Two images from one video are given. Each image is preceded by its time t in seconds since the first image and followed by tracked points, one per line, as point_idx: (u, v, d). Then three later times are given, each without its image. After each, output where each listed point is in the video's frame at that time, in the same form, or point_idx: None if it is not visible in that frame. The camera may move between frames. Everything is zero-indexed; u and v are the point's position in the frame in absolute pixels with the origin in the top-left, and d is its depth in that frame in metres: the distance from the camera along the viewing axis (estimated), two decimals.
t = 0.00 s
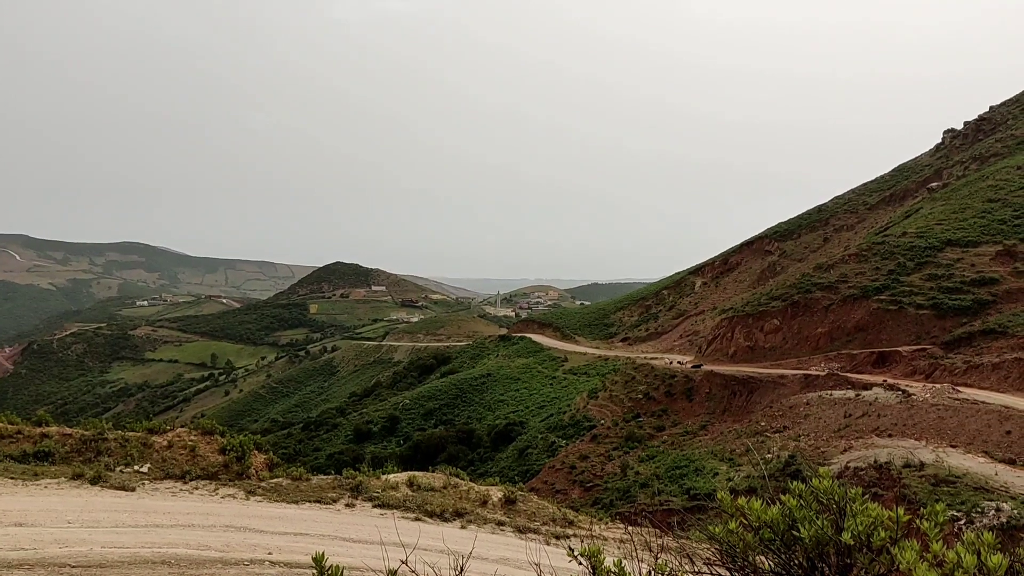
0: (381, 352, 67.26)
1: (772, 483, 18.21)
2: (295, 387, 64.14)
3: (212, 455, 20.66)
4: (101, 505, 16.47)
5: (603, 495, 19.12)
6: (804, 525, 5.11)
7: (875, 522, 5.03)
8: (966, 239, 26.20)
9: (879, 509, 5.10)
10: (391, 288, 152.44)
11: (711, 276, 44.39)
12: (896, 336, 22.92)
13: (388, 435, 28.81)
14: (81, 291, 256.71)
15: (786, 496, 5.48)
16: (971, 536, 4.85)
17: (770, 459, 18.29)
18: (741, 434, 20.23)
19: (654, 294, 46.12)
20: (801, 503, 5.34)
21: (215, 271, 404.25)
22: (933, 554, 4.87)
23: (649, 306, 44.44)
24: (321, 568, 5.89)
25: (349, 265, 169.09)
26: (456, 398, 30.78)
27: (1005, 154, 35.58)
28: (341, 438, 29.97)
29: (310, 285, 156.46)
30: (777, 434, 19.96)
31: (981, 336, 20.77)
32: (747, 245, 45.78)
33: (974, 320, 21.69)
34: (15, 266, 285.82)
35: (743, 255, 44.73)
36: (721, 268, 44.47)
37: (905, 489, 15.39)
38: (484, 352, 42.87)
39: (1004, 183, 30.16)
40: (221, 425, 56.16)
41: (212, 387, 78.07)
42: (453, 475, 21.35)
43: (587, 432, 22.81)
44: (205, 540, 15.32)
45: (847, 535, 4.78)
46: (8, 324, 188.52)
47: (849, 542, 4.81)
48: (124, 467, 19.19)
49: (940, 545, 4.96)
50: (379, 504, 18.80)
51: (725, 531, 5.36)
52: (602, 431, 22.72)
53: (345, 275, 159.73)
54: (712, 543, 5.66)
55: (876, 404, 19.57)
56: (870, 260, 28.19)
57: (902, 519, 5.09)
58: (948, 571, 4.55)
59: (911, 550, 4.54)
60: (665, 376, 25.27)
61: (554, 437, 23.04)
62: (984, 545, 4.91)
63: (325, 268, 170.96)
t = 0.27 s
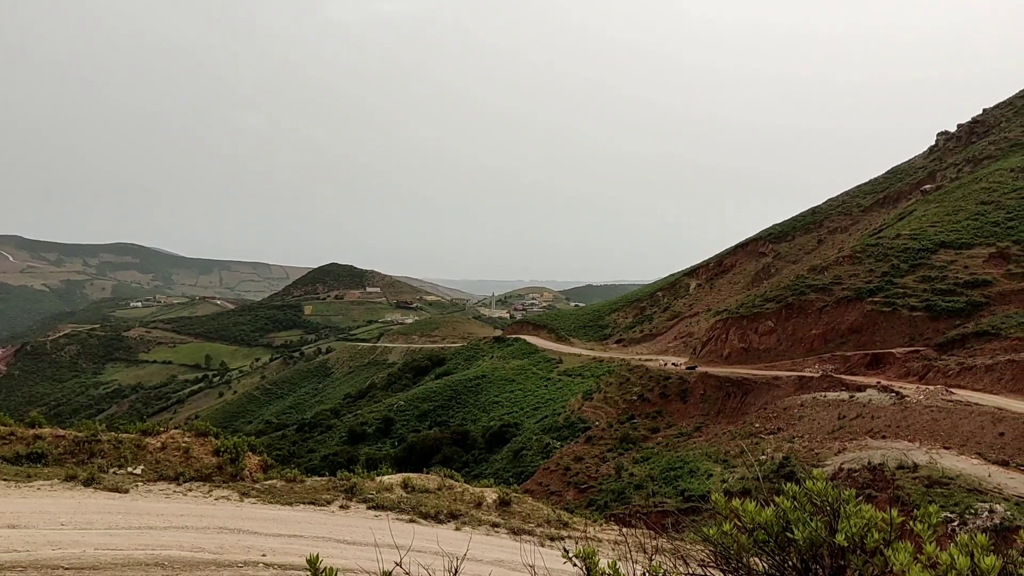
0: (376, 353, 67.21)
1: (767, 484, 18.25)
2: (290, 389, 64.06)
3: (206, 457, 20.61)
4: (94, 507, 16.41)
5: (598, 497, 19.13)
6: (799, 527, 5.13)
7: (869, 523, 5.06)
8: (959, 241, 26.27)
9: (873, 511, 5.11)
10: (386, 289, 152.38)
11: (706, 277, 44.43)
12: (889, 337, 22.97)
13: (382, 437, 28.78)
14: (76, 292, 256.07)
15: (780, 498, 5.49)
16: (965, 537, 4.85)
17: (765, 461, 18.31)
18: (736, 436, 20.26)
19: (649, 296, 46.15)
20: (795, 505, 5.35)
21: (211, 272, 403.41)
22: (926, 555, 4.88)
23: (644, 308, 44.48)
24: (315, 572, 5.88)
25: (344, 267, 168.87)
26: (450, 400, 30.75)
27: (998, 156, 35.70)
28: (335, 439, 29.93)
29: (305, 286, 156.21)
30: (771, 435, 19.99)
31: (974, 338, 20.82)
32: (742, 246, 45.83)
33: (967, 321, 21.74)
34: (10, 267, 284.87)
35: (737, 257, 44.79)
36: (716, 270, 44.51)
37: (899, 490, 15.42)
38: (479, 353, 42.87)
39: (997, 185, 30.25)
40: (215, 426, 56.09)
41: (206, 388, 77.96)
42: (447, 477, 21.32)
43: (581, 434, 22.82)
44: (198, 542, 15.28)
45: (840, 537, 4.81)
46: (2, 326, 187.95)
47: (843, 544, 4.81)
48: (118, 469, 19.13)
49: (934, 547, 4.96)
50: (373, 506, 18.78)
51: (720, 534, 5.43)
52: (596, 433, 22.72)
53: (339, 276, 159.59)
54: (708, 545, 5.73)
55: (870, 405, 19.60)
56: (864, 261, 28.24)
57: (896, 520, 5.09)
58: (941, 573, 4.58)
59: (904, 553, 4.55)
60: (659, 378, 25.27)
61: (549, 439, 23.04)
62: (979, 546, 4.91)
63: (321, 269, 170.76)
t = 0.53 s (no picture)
0: (367, 356, 67.07)
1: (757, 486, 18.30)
2: (281, 391, 63.86)
3: (195, 459, 20.52)
4: (83, 510, 16.31)
5: (589, 499, 19.13)
6: (789, 529, 5.09)
7: (859, 525, 5.04)
8: (949, 244, 26.38)
9: (863, 513, 5.08)
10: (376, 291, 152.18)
11: (697, 279, 44.52)
12: (880, 340, 23.08)
13: (373, 439, 28.70)
14: (68, 293, 254.83)
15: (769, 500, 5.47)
16: (956, 539, 4.83)
17: (755, 463, 18.35)
18: (727, 437, 20.30)
19: (641, 298, 46.21)
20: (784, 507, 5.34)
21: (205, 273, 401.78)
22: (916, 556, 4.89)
23: (635, 310, 44.54)
24: None
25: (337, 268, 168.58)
26: (441, 402, 30.70)
27: (986, 160, 35.91)
28: (326, 442, 29.85)
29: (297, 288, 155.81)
30: (762, 437, 20.03)
31: (963, 340, 20.97)
32: (733, 249, 45.94)
33: (957, 324, 21.87)
34: (2, 268, 282.93)
35: (728, 259, 44.89)
36: (707, 272, 44.60)
37: (889, 492, 15.50)
38: (471, 355, 42.83)
39: (986, 188, 30.41)
40: (205, 429, 55.85)
41: (196, 391, 77.66)
42: (439, 479, 21.28)
43: (573, 436, 22.83)
44: (188, 545, 15.22)
45: (830, 539, 4.80)
46: None
47: (832, 546, 4.82)
48: (107, 472, 19.01)
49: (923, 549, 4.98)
50: (364, 508, 18.73)
51: (710, 535, 5.42)
52: (588, 435, 22.72)
53: (330, 279, 159.24)
54: (698, 546, 5.72)
55: (860, 407, 19.68)
56: (854, 264, 28.32)
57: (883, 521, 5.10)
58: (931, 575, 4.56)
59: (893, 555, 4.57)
60: (650, 380, 25.28)
61: (540, 441, 23.02)
62: (967, 547, 4.93)
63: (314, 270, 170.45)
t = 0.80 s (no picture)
0: (354, 358, 66.88)
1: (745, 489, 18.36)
2: (267, 394, 63.59)
3: (181, 463, 20.39)
4: (67, 514, 16.16)
5: (577, 501, 19.14)
6: (775, 531, 5.03)
7: (844, 528, 5.00)
8: (933, 247, 26.55)
9: (848, 515, 5.05)
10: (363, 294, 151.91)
11: (684, 282, 44.66)
12: (866, 342, 23.22)
13: (360, 442, 28.61)
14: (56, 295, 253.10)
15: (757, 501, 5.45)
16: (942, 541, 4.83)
17: (742, 465, 18.40)
18: (714, 440, 20.37)
19: (629, 300, 46.30)
20: (771, 509, 5.31)
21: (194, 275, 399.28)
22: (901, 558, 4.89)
23: (623, 312, 44.61)
24: None
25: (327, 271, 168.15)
26: (429, 405, 30.63)
27: (970, 164, 36.23)
28: (313, 445, 29.73)
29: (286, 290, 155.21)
30: (749, 440, 20.09)
31: (948, 343, 21.18)
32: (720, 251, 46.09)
33: (941, 327, 22.07)
34: None
35: (716, 262, 45.05)
36: (695, 275, 44.74)
37: (874, 494, 15.58)
38: (459, 358, 42.77)
39: (970, 192, 30.63)
40: (191, 433, 55.53)
41: (182, 394, 77.26)
42: (426, 482, 21.22)
43: (561, 439, 22.83)
44: (174, 549, 15.11)
45: (816, 542, 4.77)
46: None
47: (817, 549, 4.82)
48: (91, 476, 18.86)
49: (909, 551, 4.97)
50: (351, 511, 18.66)
51: (696, 539, 5.34)
52: (575, 437, 22.72)
53: (318, 281, 158.76)
54: (685, 550, 5.66)
55: (846, 410, 19.78)
56: (841, 267, 28.44)
57: (869, 524, 5.08)
58: None
59: (878, 557, 4.56)
60: (638, 382, 25.30)
61: (528, 444, 23.01)
62: (952, 551, 4.93)
63: (301, 272, 169.79)
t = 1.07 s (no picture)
0: (338, 362, 66.63)
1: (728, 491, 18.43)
2: (250, 397, 63.24)
3: (162, 467, 20.23)
4: (46, 519, 15.99)
5: (561, 505, 19.15)
6: (755, 534, 5.05)
7: (825, 530, 5.05)
8: (914, 251, 26.80)
9: (828, 517, 5.11)
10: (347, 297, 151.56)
11: (668, 286, 44.81)
12: (847, 346, 23.38)
13: (344, 446, 28.51)
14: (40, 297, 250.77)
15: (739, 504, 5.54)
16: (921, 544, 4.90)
17: (726, 468, 18.46)
18: (699, 443, 20.44)
19: (613, 304, 46.41)
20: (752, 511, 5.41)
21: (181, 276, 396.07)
22: (878, 561, 5.01)
23: (607, 315, 44.70)
24: None
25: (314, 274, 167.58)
26: (413, 408, 30.55)
27: (949, 169, 36.64)
28: (296, 448, 29.59)
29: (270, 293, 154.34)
30: (733, 443, 20.17)
31: (928, 346, 21.46)
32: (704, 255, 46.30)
33: (922, 330, 22.35)
34: None
35: (700, 265, 45.25)
36: (678, 278, 44.91)
37: (856, 496, 15.67)
38: (444, 361, 42.70)
39: (950, 197, 30.93)
40: (172, 437, 55.11)
41: (164, 398, 76.74)
42: (410, 486, 21.17)
43: (545, 442, 22.84)
44: (154, 554, 14.98)
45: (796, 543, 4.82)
46: None
47: (798, 550, 4.92)
48: (71, 480, 18.67)
49: (885, 553, 5.10)
50: (334, 515, 18.57)
51: (678, 541, 5.31)
52: (559, 440, 22.74)
53: (303, 284, 158.13)
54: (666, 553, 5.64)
55: (828, 412, 19.91)
56: (823, 271, 28.59)
57: (849, 527, 5.21)
58: None
59: (855, 557, 4.67)
60: (622, 385, 25.32)
61: (512, 447, 23.00)
62: (931, 553, 5.00)
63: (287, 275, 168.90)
